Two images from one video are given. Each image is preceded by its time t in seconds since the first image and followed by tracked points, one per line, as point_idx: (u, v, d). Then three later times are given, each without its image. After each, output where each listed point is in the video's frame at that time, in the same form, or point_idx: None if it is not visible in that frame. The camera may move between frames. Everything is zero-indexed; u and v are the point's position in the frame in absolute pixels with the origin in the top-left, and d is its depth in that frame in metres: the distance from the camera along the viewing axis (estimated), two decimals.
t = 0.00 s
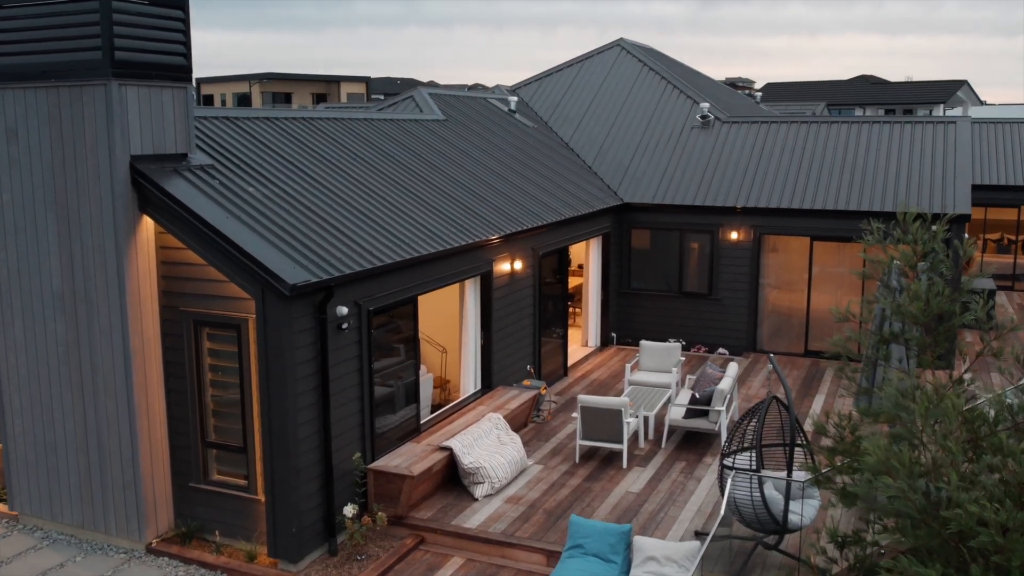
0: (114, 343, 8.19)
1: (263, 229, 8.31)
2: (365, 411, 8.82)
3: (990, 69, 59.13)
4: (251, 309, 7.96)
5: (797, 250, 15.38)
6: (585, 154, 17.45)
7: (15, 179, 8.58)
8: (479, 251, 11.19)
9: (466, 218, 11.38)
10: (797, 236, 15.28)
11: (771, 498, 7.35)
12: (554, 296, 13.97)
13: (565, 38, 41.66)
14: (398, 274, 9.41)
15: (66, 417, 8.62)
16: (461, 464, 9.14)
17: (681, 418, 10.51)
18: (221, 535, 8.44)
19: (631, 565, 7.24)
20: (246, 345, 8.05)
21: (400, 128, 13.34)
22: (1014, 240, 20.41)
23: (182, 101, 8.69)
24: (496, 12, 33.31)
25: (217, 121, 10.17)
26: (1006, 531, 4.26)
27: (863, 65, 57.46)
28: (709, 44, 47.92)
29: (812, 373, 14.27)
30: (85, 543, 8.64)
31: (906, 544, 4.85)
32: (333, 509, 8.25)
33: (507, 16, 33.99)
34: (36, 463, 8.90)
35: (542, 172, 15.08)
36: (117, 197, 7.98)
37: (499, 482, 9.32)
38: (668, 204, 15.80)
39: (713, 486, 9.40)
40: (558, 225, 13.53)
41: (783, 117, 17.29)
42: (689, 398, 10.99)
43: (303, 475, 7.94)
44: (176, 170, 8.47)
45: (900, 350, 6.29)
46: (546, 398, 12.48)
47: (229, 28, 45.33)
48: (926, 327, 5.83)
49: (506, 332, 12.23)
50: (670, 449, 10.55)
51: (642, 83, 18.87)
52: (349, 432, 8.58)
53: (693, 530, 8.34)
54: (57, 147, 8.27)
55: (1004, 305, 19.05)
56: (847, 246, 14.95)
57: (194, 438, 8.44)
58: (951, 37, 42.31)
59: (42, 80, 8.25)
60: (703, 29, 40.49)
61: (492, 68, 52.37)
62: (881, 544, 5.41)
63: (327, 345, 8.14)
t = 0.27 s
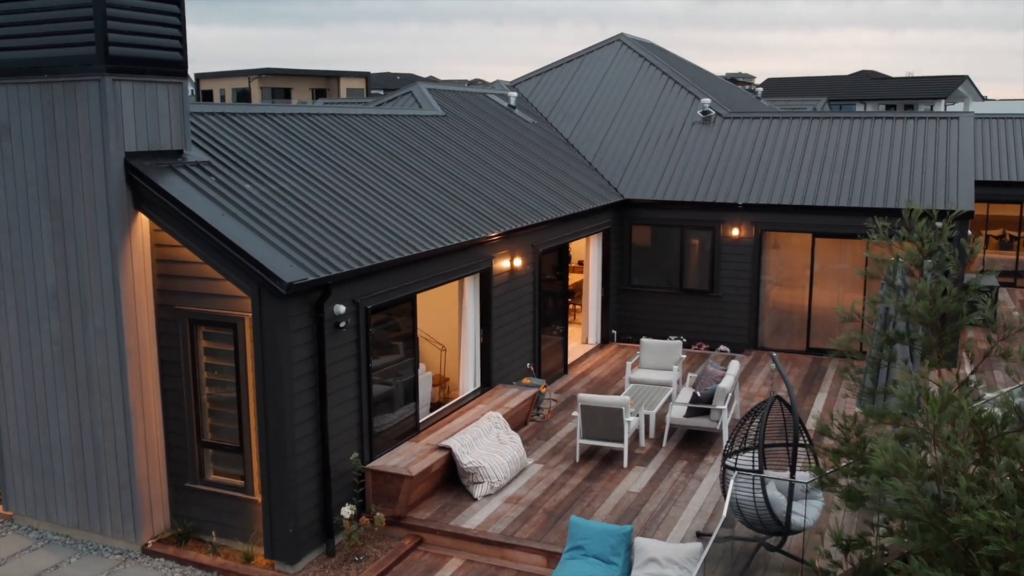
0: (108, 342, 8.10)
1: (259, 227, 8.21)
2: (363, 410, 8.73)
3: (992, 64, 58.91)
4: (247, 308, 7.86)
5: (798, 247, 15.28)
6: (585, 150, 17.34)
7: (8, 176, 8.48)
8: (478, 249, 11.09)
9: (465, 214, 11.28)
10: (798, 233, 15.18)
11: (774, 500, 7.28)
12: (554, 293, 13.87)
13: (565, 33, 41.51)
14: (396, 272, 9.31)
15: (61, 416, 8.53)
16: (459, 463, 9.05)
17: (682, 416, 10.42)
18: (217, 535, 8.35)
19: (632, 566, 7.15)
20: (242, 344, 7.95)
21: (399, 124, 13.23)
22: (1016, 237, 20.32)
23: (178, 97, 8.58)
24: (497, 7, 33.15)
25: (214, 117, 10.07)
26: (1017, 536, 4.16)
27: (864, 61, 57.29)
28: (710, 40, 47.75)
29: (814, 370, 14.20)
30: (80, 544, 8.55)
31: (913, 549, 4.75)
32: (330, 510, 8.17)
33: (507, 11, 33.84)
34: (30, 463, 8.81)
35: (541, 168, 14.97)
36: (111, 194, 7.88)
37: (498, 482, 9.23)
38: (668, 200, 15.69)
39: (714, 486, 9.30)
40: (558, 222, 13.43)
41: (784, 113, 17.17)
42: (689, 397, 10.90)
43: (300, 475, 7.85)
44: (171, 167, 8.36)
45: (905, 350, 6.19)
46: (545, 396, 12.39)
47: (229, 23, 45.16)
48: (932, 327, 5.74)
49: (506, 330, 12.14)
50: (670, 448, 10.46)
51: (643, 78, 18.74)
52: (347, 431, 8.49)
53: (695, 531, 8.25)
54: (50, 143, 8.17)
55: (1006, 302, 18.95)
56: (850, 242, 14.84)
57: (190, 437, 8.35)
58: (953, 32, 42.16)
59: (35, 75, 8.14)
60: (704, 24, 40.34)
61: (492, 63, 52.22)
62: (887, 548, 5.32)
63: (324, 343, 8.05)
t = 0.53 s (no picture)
0: (103, 340, 8.00)
1: (256, 224, 8.10)
2: (361, 409, 8.64)
3: (993, 60, 58.74)
4: (243, 306, 7.76)
5: (799, 243, 15.18)
6: (585, 145, 17.22)
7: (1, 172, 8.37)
8: (477, 245, 10.98)
9: (464, 211, 11.17)
10: (799, 229, 15.08)
11: (778, 501, 7.23)
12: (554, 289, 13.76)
13: (565, 28, 41.36)
14: (394, 269, 9.20)
15: (55, 415, 8.43)
16: (458, 463, 8.95)
17: (683, 415, 10.33)
18: (213, 536, 8.26)
19: (632, 568, 7.07)
20: (238, 342, 7.85)
21: (397, 119, 13.11)
22: (1018, 233, 20.22)
23: (173, 92, 8.46)
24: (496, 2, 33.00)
25: (210, 112, 9.95)
26: None
27: (865, 56, 57.13)
28: (711, 35, 47.60)
29: (815, 367, 14.10)
30: (75, 544, 8.46)
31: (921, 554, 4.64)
32: (327, 510, 8.07)
33: (507, 6, 33.69)
34: (24, 462, 8.72)
35: (541, 164, 14.85)
36: (105, 190, 7.77)
37: (498, 481, 9.14)
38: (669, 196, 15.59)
39: (716, 485, 9.22)
40: (558, 218, 13.32)
41: (786, 108, 17.05)
42: (691, 395, 10.81)
43: (297, 476, 7.76)
44: (166, 163, 8.26)
45: (911, 349, 6.09)
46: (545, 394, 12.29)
47: (227, 17, 44.98)
48: (939, 327, 5.64)
49: (506, 327, 12.04)
50: (671, 447, 10.38)
51: (643, 73, 18.60)
52: (344, 431, 8.40)
53: (696, 531, 8.16)
54: (43, 138, 8.06)
55: (1008, 299, 18.86)
56: (852, 238, 14.75)
57: (186, 436, 8.25)
58: (954, 28, 42.01)
59: (28, 70, 8.02)
60: (704, 20, 40.20)
61: (492, 58, 52.06)
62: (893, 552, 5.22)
63: (322, 342, 7.95)
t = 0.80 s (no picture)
0: (97, 339, 7.90)
1: (252, 221, 7.99)
2: (358, 408, 8.54)
3: (994, 55, 58.54)
4: (239, 304, 7.66)
5: (800, 239, 15.08)
6: (586, 141, 17.10)
7: None
8: (476, 242, 10.87)
9: (463, 207, 11.06)
10: (801, 225, 14.99)
11: (780, 501, 7.09)
12: (554, 286, 13.66)
13: (565, 23, 41.20)
14: (392, 267, 9.10)
15: (50, 415, 8.33)
16: (457, 462, 8.86)
17: (684, 413, 10.24)
18: (209, 536, 8.18)
19: (633, 569, 6.98)
20: (234, 340, 7.75)
21: (396, 115, 12.99)
22: (1021, 229, 20.11)
23: (168, 87, 8.35)
24: None
25: (206, 108, 9.83)
26: None
27: (866, 51, 56.93)
28: (711, 30, 47.44)
29: (817, 365, 14.00)
30: (70, 545, 8.37)
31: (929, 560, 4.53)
32: (325, 510, 7.99)
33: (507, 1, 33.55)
34: (19, 462, 8.63)
35: (541, 159, 14.74)
36: (98, 187, 7.67)
37: (497, 481, 9.05)
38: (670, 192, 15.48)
39: (717, 485, 9.12)
40: (558, 215, 13.21)
41: (788, 103, 16.92)
42: (692, 393, 10.72)
43: (294, 476, 7.67)
44: (161, 159, 8.15)
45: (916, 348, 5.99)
46: (545, 392, 12.19)
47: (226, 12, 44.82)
48: (946, 327, 5.54)
49: (506, 324, 11.94)
50: (672, 445, 10.29)
51: (644, 68, 18.47)
52: (341, 430, 8.30)
53: (697, 531, 8.07)
54: (36, 134, 7.95)
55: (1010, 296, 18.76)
56: (855, 234, 14.66)
57: (181, 436, 8.16)
58: (955, 23, 41.85)
59: (21, 65, 7.91)
60: (705, 15, 40.06)
61: (492, 53, 51.89)
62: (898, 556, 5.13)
63: (318, 340, 7.85)
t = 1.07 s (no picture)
0: (91, 338, 7.81)
1: (247, 218, 7.89)
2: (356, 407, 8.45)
3: (996, 50, 58.35)
4: (234, 302, 7.56)
5: (802, 236, 14.98)
6: (586, 136, 16.98)
7: None
8: (475, 239, 10.77)
9: (462, 204, 10.96)
10: (802, 222, 14.89)
11: (783, 503, 6.99)
12: (554, 283, 13.55)
13: (565, 18, 41.03)
14: (390, 264, 9.00)
15: (44, 414, 8.24)
16: (456, 462, 8.76)
17: (685, 412, 10.15)
18: (205, 537, 8.09)
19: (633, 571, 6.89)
20: (229, 340, 7.66)
21: (394, 110, 12.88)
22: None
23: (162, 82, 8.24)
24: None
25: (202, 103, 9.72)
26: None
27: (867, 46, 56.73)
28: (712, 25, 47.26)
29: (818, 362, 13.90)
30: (65, 546, 8.28)
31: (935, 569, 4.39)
32: (321, 511, 7.90)
33: None
34: (13, 462, 8.54)
35: (541, 155, 14.62)
36: (92, 184, 7.56)
37: (496, 481, 8.96)
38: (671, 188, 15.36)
39: (718, 484, 9.03)
40: (557, 211, 13.11)
41: (789, 99, 16.79)
42: (693, 391, 10.63)
43: (290, 476, 7.58)
44: (156, 156, 8.04)
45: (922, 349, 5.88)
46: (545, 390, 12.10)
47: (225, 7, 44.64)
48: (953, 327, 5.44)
49: (505, 322, 11.85)
50: (673, 444, 10.20)
51: (645, 64, 18.33)
52: (338, 430, 8.21)
53: (698, 532, 7.98)
54: (29, 131, 7.85)
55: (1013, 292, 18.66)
56: (857, 231, 14.54)
57: (176, 436, 8.07)
58: (957, 18, 41.67)
59: (13, 60, 7.80)
60: (706, 10, 39.90)
61: (492, 48, 51.71)
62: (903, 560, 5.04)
63: (315, 340, 7.76)
